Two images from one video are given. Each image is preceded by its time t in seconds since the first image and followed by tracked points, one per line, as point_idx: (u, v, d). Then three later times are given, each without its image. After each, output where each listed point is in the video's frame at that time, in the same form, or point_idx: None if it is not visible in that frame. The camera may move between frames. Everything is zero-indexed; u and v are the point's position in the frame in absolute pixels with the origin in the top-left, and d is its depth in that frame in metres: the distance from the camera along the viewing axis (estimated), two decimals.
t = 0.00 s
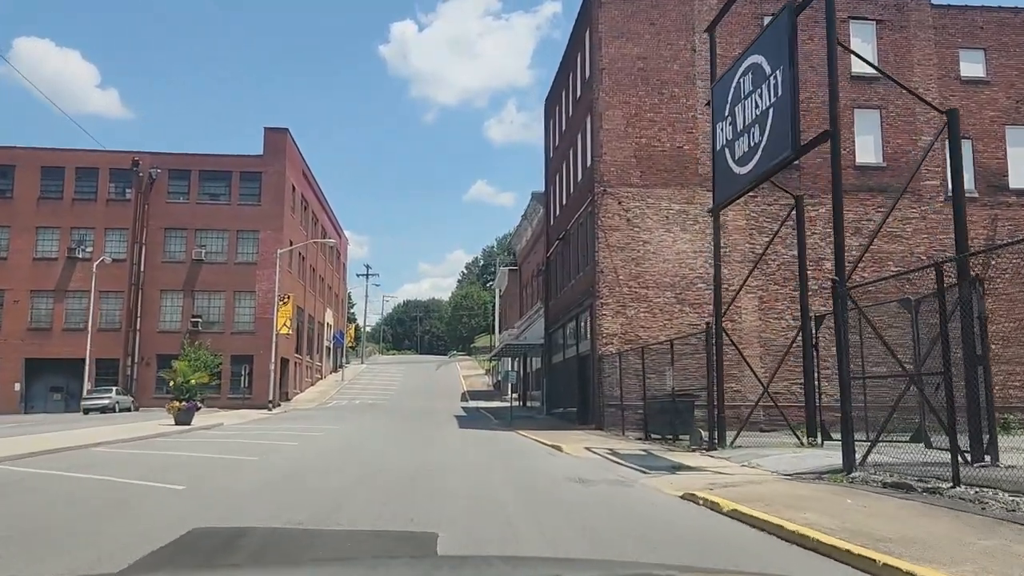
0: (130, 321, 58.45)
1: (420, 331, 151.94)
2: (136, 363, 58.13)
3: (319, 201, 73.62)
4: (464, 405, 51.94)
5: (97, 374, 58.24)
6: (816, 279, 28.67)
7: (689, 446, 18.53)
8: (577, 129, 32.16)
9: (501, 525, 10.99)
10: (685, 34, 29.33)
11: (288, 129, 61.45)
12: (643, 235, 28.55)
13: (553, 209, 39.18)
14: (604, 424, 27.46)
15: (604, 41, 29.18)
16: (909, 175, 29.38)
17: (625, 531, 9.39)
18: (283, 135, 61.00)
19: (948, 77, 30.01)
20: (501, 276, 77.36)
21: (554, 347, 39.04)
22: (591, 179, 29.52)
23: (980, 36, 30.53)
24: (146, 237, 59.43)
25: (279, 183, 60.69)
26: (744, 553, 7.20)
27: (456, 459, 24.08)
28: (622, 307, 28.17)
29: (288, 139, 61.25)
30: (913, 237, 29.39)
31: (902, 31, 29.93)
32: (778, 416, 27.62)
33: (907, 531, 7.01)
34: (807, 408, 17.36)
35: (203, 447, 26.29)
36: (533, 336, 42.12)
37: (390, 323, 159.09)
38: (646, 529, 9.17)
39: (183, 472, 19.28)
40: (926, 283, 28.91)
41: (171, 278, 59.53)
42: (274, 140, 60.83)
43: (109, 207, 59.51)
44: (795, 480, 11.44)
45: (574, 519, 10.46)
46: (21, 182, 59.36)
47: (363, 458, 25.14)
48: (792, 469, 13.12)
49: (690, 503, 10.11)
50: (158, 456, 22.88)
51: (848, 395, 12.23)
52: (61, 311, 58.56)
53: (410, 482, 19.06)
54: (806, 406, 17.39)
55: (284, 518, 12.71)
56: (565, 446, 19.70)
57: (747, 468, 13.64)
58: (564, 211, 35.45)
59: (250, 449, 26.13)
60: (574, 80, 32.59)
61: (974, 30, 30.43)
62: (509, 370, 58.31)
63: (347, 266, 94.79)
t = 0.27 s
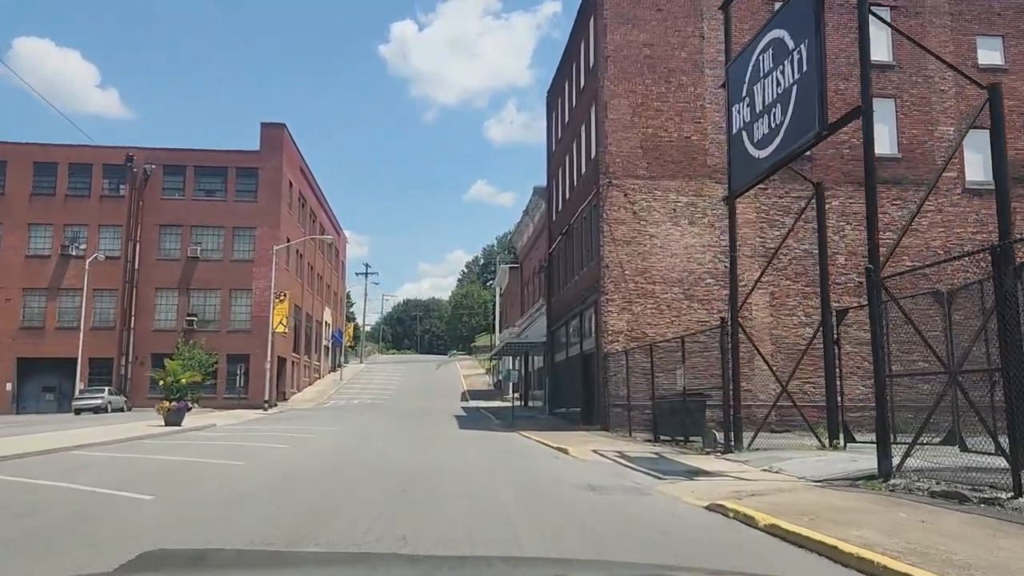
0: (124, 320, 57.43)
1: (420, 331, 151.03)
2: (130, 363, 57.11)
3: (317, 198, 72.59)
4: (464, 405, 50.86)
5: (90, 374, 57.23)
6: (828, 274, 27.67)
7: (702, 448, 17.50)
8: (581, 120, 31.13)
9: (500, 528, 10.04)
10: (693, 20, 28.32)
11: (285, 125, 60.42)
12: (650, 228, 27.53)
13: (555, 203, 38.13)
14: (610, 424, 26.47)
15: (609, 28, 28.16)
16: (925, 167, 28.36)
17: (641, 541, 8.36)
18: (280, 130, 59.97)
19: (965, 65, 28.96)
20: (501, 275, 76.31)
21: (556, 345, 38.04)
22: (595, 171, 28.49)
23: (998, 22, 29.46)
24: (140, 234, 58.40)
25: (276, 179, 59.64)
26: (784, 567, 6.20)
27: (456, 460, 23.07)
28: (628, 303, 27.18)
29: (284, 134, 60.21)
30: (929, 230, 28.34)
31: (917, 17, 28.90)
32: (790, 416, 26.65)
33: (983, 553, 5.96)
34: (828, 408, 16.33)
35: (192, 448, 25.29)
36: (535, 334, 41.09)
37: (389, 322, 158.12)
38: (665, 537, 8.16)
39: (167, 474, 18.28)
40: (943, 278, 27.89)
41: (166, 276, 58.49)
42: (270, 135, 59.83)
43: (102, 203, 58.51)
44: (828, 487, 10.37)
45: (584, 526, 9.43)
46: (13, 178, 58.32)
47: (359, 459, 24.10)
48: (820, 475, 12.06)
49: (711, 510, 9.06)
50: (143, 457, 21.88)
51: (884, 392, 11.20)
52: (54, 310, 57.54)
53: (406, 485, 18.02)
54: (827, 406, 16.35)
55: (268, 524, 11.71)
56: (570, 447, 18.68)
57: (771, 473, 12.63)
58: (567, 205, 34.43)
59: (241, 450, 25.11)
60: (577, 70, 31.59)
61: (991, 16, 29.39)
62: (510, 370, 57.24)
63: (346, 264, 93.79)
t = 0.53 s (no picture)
0: (118, 319, 56.44)
1: (420, 331, 150.06)
2: (124, 363, 56.09)
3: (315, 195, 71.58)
4: (465, 406, 49.79)
5: (84, 375, 56.25)
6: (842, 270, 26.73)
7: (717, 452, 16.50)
8: (585, 110, 30.13)
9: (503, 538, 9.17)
10: (701, 7, 27.34)
11: (281, 120, 59.42)
12: (657, 223, 26.55)
13: (558, 198, 37.11)
14: (616, 425, 25.48)
15: (614, 15, 27.19)
16: (942, 158, 27.40)
17: (663, 558, 7.43)
18: (277, 126, 58.94)
19: (983, 53, 27.97)
20: (502, 273, 75.30)
21: (559, 344, 37.09)
22: (600, 163, 27.49)
23: (1018, 9, 28.46)
24: (135, 232, 57.43)
25: (273, 176, 58.61)
26: None
27: (455, 464, 22.10)
28: (635, 299, 26.20)
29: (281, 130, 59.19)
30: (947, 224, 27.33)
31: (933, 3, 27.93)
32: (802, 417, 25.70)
33: None
34: (852, 408, 15.34)
35: (182, 451, 24.33)
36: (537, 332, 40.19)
37: (389, 323, 157.20)
38: (691, 553, 7.26)
39: (151, 481, 17.32)
40: (961, 273, 26.92)
41: (161, 275, 57.48)
42: (267, 132, 58.83)
43: (96, 201, 57.56)
44: (868, 498, 9.40)
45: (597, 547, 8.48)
46: (5, 175, 57.33)
47: (355, 462, 23.11)
48: (853, 482, 11.09)
49: (742, 525, 8.09)
50: (128, 460, 20.92)
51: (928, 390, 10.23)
52: (47, 309, 56.54)
53: (403, 491, 17.03)
54: (851, 406, 15.37)
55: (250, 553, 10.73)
56: (576, 450, 17.71)
57: (798, 480, 11.67)
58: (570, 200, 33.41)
59: (232, 453, 24.15)
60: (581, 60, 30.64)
61: (1010, 3, 28.39)
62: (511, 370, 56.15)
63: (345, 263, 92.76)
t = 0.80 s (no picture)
0: (112, 318, 55.49)
1: (420, 331, 149.12)
2: (119, 363, 55.12)
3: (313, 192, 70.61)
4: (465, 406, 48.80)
5: (78, 375, 55.30)
6: (856, 266, 25.76)
7: (733, 455, 15.55)
8: (590, 100, 29.13)
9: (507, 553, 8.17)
10: None
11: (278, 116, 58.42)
12: (664, 216, 25.55)
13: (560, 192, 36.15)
14: (623, 426, 24.51)
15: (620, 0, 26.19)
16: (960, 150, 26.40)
17: None
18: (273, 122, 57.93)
19: (1002, 40, 26.97)
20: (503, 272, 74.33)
21: (562, 343, 36.13)
22: (605, 154, 26.49)
23: None
24: (130, 230, 56.40)
25: (270, 173, 57.61)
26: None
27: (454, 466, 21.15)
28: (642, 296, 25.21)
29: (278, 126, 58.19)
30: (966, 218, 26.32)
31: None
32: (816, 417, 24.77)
33: None
34: (878, 409, 14.36)
35: (171, 454, 23.32)
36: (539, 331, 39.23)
37: (389, 322, 156.27)
38: None
39: (133, 484, 16.33)
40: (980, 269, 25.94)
41: (156, 273, 56.48)
42: (264, 128, 57.83)
43: (90, 198, 56.55)
44: (916, 511, 8.41)
45: (612, 554, 7.56)
46: None
47: (351, 465, 22.15)
48: (892, 491, 10.12)
49: (783, 542, 7.12)
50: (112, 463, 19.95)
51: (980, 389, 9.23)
52: (40, 308, 55.57)
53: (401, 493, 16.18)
54: (878, 406, 14.40)
55: (228, 557, 9.76)
56: (582, 453, 16.75)
57: (829, 489, 10.68)
58: (574, 193, 32.43)
59: (223, 456, 23.13)
60: (585, 49, 29.67)
61: None
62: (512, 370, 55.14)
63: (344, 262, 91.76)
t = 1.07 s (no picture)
0: (107, 317, 54.57)
1: (420, 331, 148.18)
2: (113, 363, 54.18)
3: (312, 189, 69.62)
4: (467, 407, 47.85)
5: (72, 375, 54.36)
6: (872, 261, 24.79)
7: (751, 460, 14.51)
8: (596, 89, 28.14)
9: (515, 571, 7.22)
10: None
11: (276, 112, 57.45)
12: (673, 209, 24.58)
13: (564, 187, 35.20)
14: (629, 428, 23.55)
15: None
16: (980, 140, 25.40)
17: None
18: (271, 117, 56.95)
19: None
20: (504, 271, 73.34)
21: (566, 341, 35.15)
22: (611, 144, 25.50)
23: None
24: (124, 228, 55.42)
25: (267, 169, 56.64)
26: None
27: (452, 469, 20.29)
28: (650, 292, 24.25)
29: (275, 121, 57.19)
30: (986, 211, 25.30)
31: None
32: (829, 418, 23.80)
33: None
34: (910, 408, 13.34)
35: (159, 457, 22.39)
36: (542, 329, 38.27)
37: (389, 323, 155.37)
38: None
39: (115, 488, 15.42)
40: (1002, 264, 24.93)
41: (152, 271, 55.48)
42: (261, 123, 56.86)
43: (84, 195, 55.58)
44: (977, 527, 7.44)
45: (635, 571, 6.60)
46: None
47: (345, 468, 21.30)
48: (938, 501, 9.12)
49: (835, 568, 6.18)
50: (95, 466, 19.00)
51: None
52: (33, 307, 54.63)
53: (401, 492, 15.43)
54: (908, 406, 13.41)
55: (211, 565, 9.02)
56: (591, 457, 15.78)
57: (868, 499, 9.67)
58: (578, 186, 31.42)
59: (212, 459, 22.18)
60: (590, 37, 28.73)
61: None
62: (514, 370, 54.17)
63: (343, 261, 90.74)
